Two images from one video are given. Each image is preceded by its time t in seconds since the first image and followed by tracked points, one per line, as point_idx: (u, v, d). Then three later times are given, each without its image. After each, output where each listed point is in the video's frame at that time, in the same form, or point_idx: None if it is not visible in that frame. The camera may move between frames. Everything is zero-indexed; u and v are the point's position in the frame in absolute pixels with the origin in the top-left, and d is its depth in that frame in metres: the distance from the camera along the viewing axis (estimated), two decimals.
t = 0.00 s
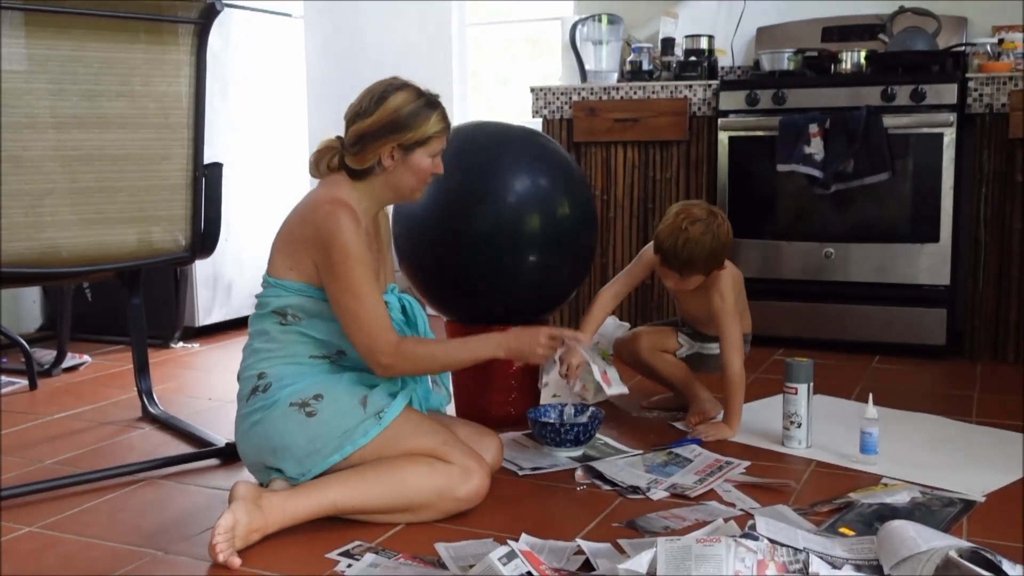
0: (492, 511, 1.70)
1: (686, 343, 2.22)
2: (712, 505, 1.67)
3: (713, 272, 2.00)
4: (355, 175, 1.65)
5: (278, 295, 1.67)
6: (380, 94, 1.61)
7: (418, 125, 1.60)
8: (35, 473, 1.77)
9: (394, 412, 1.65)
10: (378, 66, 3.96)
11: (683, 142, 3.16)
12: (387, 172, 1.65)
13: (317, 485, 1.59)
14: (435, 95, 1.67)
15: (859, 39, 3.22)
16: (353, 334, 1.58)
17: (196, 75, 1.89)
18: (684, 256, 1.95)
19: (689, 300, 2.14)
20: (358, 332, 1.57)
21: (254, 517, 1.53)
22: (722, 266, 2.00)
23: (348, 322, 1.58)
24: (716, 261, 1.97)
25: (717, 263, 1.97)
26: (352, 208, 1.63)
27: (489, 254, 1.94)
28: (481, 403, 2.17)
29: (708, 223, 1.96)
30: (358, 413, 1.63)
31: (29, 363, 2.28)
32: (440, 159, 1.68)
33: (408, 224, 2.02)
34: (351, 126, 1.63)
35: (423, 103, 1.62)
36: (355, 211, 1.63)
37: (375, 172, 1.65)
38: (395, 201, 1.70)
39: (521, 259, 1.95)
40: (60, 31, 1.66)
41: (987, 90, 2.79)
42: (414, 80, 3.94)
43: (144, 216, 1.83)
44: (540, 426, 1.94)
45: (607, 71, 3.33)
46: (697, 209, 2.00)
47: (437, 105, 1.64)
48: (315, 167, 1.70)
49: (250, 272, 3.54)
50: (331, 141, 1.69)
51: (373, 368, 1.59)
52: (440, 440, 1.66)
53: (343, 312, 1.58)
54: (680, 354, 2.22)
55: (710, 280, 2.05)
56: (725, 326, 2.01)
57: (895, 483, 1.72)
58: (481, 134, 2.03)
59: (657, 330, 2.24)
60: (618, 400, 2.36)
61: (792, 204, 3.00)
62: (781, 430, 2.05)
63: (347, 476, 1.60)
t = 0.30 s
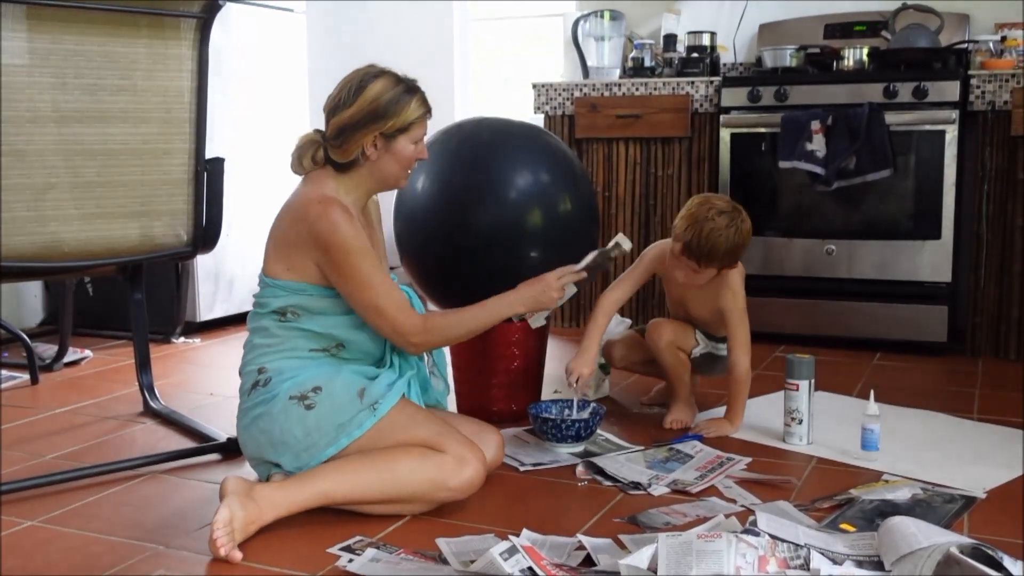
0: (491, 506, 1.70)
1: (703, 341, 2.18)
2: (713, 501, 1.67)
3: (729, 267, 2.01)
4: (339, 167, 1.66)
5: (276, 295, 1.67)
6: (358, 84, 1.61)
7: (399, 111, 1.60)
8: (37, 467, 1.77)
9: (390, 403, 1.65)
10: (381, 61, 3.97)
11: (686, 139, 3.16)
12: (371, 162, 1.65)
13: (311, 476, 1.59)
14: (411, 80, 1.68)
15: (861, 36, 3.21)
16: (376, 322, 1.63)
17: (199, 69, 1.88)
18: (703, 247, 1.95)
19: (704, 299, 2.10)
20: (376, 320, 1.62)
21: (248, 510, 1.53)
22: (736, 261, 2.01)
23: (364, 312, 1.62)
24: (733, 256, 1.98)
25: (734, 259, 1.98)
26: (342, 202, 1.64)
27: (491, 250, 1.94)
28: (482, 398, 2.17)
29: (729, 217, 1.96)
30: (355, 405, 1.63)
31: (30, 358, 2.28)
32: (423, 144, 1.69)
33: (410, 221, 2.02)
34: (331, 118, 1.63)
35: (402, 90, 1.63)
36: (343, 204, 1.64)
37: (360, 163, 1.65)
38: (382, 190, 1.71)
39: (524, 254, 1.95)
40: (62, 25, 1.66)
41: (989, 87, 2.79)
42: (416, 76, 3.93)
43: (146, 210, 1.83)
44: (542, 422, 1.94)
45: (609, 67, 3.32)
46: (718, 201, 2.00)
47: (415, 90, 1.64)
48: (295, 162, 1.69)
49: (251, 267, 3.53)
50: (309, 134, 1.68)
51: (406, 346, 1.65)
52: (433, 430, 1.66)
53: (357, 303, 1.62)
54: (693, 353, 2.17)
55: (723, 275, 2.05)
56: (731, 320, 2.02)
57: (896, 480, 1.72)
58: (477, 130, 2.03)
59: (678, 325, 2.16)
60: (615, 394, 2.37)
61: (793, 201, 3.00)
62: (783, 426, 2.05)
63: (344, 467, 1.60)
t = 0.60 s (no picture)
0: (493, 504, 1.70)
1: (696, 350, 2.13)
2: (715, 498, 1.67)
3: (695, 262, 2.02)
4: (361, 165, 1.67)
5: (296, 290, 1.67)
6: (387, 86, 1.63)
7: (426, 115, 1.63)
8: (39, 465, 1.77)
9: (395, 404, 1.67)
10: (382, 60, 3.97)
11: (687, 137, 3.16)
12: (394, 162, 1.67)
13: (316, 476, 1.59)
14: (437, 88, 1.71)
15: (864, 34, 3.21)
16: (388, 325, 1.65)
17: (201, 68, 1.88)
18: (663, 241, 1.97)
19: (689, 301, 2.09)
20: (393, 323, 1.64)
21: (253, 509, 1.53)
22: (702, 256, 2.02)
23: (379, 314, 1.64)
24: (696, 249, 1.99)
25: (698, 252, 2.00)
26: (368, 201, 1.65)
27: (495, 248, 1.94)
28: (484, 396, 2.17)
29: (684, 209, 1.98)
30: (362, 403, 1.64)
31: (32, 356, 2.28)
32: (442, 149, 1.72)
33: (414, 218, 2.02)
34: (357, 117, 1.65)
35: (428, 95, 1.65)
36: (369, 204, 1.65)
37: (383, 162, 1.67)
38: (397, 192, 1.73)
39: (526, 253, 1.95)
40: (64, 23, 1.67)
41: (991, 86, 2.79)
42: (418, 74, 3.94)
43: (148, 208, 1.83)
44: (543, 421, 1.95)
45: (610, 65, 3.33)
46: (672, 196, 2.02)
47: (442, 97, 1.67)
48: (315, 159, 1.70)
49: (252, 266, 3.53)
50: (330, 133, 1.69)
51: (408, 352, 1.68)
52: (440, 437, 1.66)
53: (374, 305, 1.64)
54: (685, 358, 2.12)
55: (694, 275, 2.06)
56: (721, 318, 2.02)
57: (898, 478, 1.72)
58: (487, 128, 2.03)
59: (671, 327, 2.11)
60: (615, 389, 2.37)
61: (795, 199, 3.00)
62: (785, 425, 2.05)
63: (347, 467, 1.60)
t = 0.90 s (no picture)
0: (494, 506, 1.70)
1: (692, 350, 2.11)
2: (716, 499, 1.67)
3: (667, 247, 2.06)
4: (370, 165, 1.67)
5: (301, 292, 1.67)
6: (401, 88, 1.64)
7: (438, 120, 1.64)
8: (39, 467, 1.77)
9: (395, 405, 1.67)
10: (382, 60, 3.97)
11: (688, 138, 3.16)
12: (401, 164, 1.67)
13: (314, 480, 1.59)
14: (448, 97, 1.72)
15: (864, 34, 3.21)
16: (395, 327, 1.66)
17: (201, 69, 1.88)
18: (635, 221, 2.00)
19: (674, 299, 2.09)
20: (400, 325, 1.66)
21: (253, 510, 1.53)
22: (673, 240, 2.06)
23: (386, 316, 1.65)
24: (668, 231, 2.04)
25: (670, 234, 2.04)
26: (377, 203, 1.66)
27: (495, 248, 1.94)
28: (485, 398, 2.17)
29: (650, 194, 2.04)
30: (362, 406, 1.64)
31: (33, 357, 2.28)
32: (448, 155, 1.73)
33: (414, 217, 2.02)
34: (368, 117, 1.65)
35: (441, 101, 1.67)
36: (379, 204, 1.66)
37: (390, 163, 1.67)
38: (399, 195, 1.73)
39: (526, 253, 1.95)
40: (66, 24, 1.67)
41: (992, 86, 2.79)
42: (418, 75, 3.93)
43: (150, 209, 1.83)
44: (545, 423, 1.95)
45: (611, 66, 3.33)
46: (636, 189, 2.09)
47: (454, 105, 1.69)
48: (322, 156, 1.69)
49: (252, 266, 3.53)
50: (339, 131, 1.69)
51: (413, 353, 1.69)
52: (442, 440, 1.66)
53: (382, 307, 1.65)
54: (686, 360, 2.10)
55: (671, 267, 2.09)
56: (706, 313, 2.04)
57: (899, 479, 1.72)
58: (489, 129, 2.03)
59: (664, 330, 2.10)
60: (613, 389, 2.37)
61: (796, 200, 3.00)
62: (785, 426, 2.05)
63: (347, 469, 1.60)
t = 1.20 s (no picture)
0: (495, 504, 1.70)
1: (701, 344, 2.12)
2: (717, 497, 1.67)
3: (660, 242, 2.07)
4: (371, 165, 1.67)
5: (301, 291, 1.67)
6: (402, 87, 1.64)
7: (440, 119, 1.64)
8: (40, 466, 1.77)
9: (394, 403, 1.67)
10: (382, 58, 3.97)
11: (688, 136, 3.15)
12: (402, 163, 1.67)
13: (314, 478, 1.59)
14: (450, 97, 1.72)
15: (864, 33, 3.21)
16: (398, 325, 1.66)
17: (201, 68, 1.87)
18: (624, 220, 2.01)
19: (679, 295, 2.10)
20: (404, 323, 1.66)
21: (254, 509, 1.53)
22: (665, 235, 2.07)
23: (388, 314, 1.66)
24: (659, 227, 2.05)
25: (661, 230, 2.05)
26: (378, 202, 1.66)
27: (495, 247, 1.94)
28: (485, 397, 2.17)
29: (636, 193, 2.05)
30: (361, 404, 1.64)
31: (33, 356, 2.28)
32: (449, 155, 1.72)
33: (414, 216, 2.01)
34: (369, 116, 1.64)
35: (442, 100, 1.66)
36: (379, 203, 1.66)
37: (391, 162, 1.67)
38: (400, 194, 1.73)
39: (526, 251, 1.95)
40: (66, 23, 1.67)
41: (992, 84, 2.79)
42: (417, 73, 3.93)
43: (150, 208, 1.83)
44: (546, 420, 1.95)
45: (611, 64, 3.34)
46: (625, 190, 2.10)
47: (456, 105, 1.68)
48: (322, 155, 1.69)
49: (252, 265, 3.53)
50: (339, 130, 1.69)
51: (416, 350, 1.69)
52: (442, 438, 1.66)
53: (384, 305, 1.65)
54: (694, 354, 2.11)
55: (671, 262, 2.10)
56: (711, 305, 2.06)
57: (900, 476, 1.72)
58: (488, 127, 2.03)
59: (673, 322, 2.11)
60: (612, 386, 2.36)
61: (797, 197, 3.00)
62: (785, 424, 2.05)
63: (347, 468, 1.60)
